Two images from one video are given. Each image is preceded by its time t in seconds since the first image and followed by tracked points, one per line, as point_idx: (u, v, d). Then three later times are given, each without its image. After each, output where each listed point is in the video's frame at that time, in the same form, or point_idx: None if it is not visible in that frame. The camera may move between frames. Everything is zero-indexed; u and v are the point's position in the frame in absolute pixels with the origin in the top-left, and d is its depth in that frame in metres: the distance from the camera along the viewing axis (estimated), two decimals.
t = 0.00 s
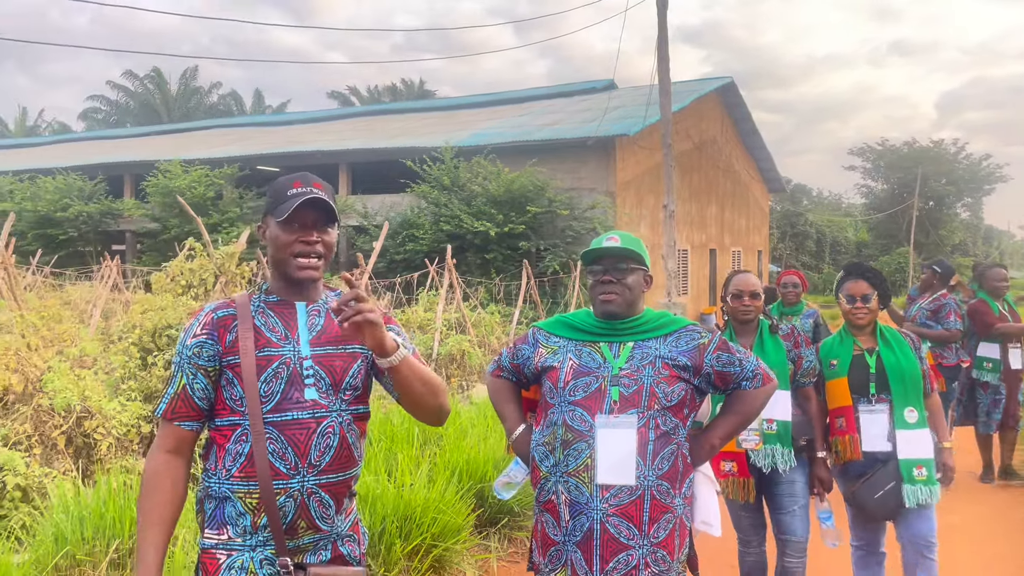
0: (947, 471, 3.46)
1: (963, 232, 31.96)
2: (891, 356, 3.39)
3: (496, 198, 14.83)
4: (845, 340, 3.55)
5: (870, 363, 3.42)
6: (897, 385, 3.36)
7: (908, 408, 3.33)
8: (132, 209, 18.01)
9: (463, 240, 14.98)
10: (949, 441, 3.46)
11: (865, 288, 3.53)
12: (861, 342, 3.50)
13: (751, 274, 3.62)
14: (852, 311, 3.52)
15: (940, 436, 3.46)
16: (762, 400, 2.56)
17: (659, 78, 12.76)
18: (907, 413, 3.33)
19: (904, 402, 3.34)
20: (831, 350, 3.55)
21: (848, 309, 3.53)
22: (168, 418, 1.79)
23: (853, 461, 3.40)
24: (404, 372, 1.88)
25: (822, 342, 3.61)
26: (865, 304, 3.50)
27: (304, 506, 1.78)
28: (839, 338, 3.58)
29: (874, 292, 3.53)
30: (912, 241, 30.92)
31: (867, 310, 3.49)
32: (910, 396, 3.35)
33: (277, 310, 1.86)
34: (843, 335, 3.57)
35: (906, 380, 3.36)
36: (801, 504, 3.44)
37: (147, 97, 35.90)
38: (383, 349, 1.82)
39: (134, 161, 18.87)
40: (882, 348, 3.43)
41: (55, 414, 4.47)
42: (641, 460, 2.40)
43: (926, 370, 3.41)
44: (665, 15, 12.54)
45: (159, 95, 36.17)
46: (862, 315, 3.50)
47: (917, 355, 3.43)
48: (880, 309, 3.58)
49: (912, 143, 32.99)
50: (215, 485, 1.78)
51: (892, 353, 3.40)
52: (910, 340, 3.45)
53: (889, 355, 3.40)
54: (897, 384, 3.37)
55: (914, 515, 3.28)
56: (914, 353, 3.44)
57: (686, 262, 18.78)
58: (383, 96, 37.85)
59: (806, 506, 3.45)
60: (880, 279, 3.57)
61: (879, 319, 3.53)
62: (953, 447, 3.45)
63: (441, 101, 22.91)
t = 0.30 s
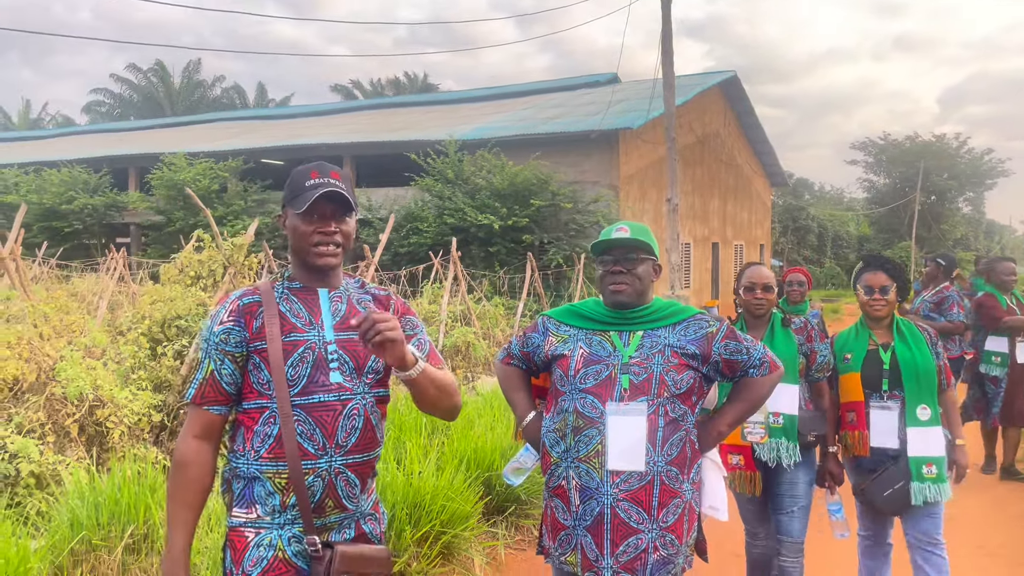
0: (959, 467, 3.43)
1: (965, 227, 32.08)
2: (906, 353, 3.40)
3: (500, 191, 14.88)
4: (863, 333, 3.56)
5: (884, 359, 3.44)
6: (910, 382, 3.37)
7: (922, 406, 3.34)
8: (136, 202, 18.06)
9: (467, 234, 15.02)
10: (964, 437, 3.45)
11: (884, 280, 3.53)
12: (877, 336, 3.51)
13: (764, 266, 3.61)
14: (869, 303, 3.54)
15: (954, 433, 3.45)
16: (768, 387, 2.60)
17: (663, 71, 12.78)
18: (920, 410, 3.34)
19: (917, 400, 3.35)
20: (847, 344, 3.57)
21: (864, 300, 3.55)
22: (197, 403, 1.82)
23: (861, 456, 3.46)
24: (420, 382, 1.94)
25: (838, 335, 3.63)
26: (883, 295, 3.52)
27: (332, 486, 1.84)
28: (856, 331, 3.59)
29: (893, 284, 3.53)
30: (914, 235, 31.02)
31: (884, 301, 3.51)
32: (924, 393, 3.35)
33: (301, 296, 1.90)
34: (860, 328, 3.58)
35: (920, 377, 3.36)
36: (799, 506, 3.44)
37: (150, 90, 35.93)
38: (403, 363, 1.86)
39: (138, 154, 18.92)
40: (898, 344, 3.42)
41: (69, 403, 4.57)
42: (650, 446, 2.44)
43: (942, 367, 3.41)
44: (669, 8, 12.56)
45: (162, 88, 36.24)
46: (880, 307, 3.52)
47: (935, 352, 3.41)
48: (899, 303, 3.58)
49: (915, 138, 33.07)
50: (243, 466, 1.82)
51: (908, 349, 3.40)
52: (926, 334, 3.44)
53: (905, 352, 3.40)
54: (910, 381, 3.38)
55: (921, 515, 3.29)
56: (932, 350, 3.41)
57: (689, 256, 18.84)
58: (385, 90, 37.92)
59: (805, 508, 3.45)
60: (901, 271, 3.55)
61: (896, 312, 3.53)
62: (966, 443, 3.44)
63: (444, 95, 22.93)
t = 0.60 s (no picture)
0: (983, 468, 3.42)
1: (961, 224, 32.21)
2: (926, 346, 3.40)
3: (497, 186, 14.87)
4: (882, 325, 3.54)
5: (903, 352, 3.43)
6: (929, 375, 3.38)
7: (940, 400, 3.34)
8: (131, 196, 18.00)
9: (463, 229, 15.00)
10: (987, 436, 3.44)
11: (904, 273, 3.49)
12: (896, 329, 3.50)
13: (773, 256, 3.56)
14: (890, 296, 3.50)
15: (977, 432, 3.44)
16: (764, 378, 2.60)
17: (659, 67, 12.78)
18: (938, 405, 3.34)
19: (935, 393, 3.35)
20: (864, 336, 3.55)
21: (885, 293, 3.52)
22: (198, 394, 1.79)
23: (876, 450, 3.46)
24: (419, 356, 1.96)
25: (856, 327, 3.61)
26: (903, 289, 3.48)
27: (339, 475, 1.84)
28: (874, 323, 3.57)
29: (914, 277, 3.49)
30: (910, 232, 31.18)
31: (904, 295, 3.47)
32: (942, 387, 3.36)
33: (302, 286, 1.89)
34: (879, 320, 3.56)
35: (939, 371, 3.37)
36: (807, 508, 3.40)
37: (145, 85, 35.82)
38: (403, 332, 1.87)
39: (133, 149, 18.84)
40: (918, 338, 3.42)
41: (65, 395, 4.57)
42: (646, 438, 2.44)
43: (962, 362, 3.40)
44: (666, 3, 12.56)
45: (157, 82, 36.11)
46: (900, 301, 3.48)
47: (955, 346, 3.41)
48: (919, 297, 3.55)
49: (910, 135, 33.18)
50: (247, 456, 1.81)
51: (927, 343, 3.40)
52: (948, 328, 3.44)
53: (924, 345, 3.40)
54: (929, 374, 3.38)
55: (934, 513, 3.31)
56: (952, 345, 3.41)
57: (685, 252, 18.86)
58: (381, 85, 37.88)
59: (812, 509, 3.41)
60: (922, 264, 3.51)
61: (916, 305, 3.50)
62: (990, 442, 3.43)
63: (440, 90, 22.88)
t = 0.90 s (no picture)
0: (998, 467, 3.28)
1: (955, 221, 32.37)
2: (946, 341, 3.28)
3: (491, 182, 14.87)
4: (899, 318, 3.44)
5: (922, 346, 3.32)
6: (949, 371, 3.26)
7: (958, 397, 3.24)
8: (125, 191, 17.97)
9: (458, 225, 15.01)
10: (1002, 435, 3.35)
11: (923, 268, 3.38)
12: (915, 323, 3.40)
13: (776, 252, 3.47)
14: (907, 291, 3.40)
15: (992, 431, 3.37)
16: (754, 373, 2.63)
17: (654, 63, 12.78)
18: (957, 402, 3.24)
19: (955, 390, 3.25)
20: (882, 329, 3.44)
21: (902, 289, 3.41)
22: (189, 387, 1.80)
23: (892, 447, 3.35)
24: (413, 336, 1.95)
25: (872, 319, 3.50)
26: (921, 285, 3.37)
27: (325, 469, 1.85)
28: (891, 317, 3.46)
29: (932, 272, 3.38)
30: (903, 229, 31.27)
31: (922, 290, 3.37)
32: (961, 384, 3.25)
33: (290, 281, 1.90)
34: (896, 313, 3.46)
35: (960, 367, 3.25)
36: (800, 506, 3.38)
37: (139, 79, 35.71)
38: (384, 305, 1.89)
39: (127, 143, 18.80)
40: (937, 333, 3.30)
41: (56, 390, 4.56)
42: (635, 433, 2.45)
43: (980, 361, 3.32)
44: None
45: (151, 76, 36.02)
46: (918, 296, 3.38)
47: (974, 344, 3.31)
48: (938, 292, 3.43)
49: (905, 132, 33.30)
50: (234, 450, 1.82)
51: (947, 339, 3.28)
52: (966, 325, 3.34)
53: (945, 341, 3.28)
54: (949, 370, 3.26)
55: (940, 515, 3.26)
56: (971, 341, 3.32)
57: (680, 248, 18.90)
58: (375, 80, 37.79)
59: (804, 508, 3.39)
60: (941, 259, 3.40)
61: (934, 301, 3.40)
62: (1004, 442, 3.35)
63: (436, 86, 22.87)
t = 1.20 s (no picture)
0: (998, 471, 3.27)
1: (947, 219, 32.54)
2: (958, 342, 3.19)
3: (485, 179, 14.85)
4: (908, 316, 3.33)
5: (933, 345, 3.23)
6: (960, 372, 3.17)
7: (969, 400, 3.14)
8: (116, 187, 17.88)
9: (451, 222, 14.98)
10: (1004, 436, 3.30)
11: (932, 266, 3.27)
12: (925, 322, 3.30)
13: (776, 251, 3.44)
14: (917, 290, 3.28)
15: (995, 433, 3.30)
16: (747, 370, 2.62)
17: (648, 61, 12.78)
18: (968, 404, 3.14)
19: (966, 392, 3.15)
20: (892, 326, 3.32)
21: (912, 287, 3.30)
22: (176, 385, 1.80)
23: (904, 447, 3.24)
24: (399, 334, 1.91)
25: (881, 317, 3.38)
26: (931, 283, 3.26)
27: (315, 468, 1.84)
28: (900, 314, 3.36)
29: (943, 270, 3.27)
30: (896, 227, 31.44)
31: (932, 289, 3.26)
32: (972, 387, 3.15)
33: (279, 278, 1.89)
34: (905, 311, 3.35)
35: (971, 368, 3.16)
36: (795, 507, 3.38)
37: (131, 75, 35.51)
38: (372, 309, 1.84)
39: (118, 139, 18.69)
40: (948, 333, 3.22)
41: (47, 387, 4.54)
42: (627, 430, 2.45)
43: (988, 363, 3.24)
44: None
45: (142, 72, 35.82)
46: (927, 295, 3.27)
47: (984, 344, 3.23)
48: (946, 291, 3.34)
49: (897, 131, 33.44)
50: (223, 449, 1.81)
51: (958, 339, 3.19)
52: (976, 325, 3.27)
53: (956, 341, 3.19)
54: (960, 371, 3.17)
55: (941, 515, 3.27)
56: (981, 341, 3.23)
57: (673, 246, 18.93)
58: (369, 77, 37.71)
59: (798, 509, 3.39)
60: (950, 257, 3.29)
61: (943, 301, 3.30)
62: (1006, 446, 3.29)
63: (429, 82, 22.83)
